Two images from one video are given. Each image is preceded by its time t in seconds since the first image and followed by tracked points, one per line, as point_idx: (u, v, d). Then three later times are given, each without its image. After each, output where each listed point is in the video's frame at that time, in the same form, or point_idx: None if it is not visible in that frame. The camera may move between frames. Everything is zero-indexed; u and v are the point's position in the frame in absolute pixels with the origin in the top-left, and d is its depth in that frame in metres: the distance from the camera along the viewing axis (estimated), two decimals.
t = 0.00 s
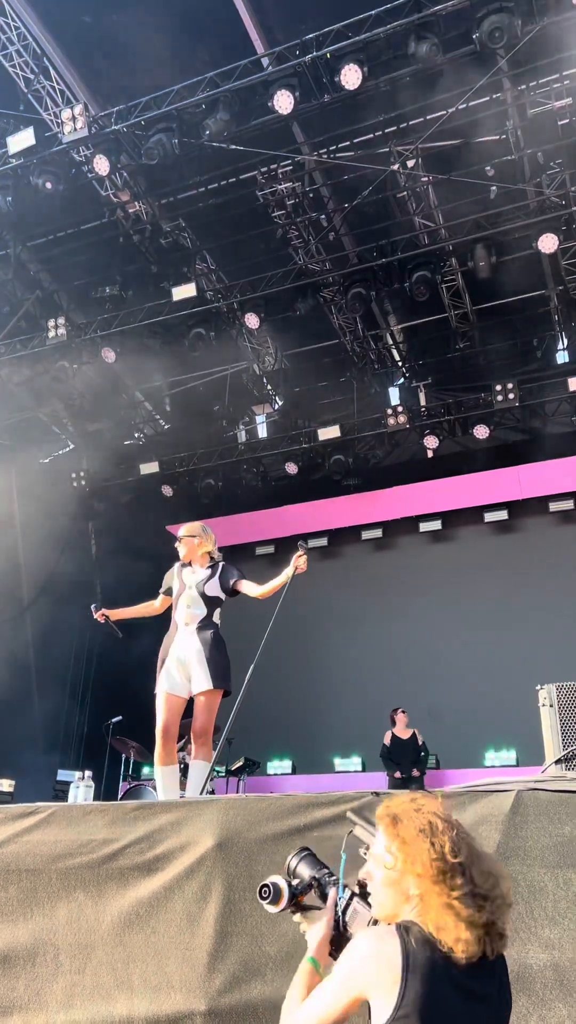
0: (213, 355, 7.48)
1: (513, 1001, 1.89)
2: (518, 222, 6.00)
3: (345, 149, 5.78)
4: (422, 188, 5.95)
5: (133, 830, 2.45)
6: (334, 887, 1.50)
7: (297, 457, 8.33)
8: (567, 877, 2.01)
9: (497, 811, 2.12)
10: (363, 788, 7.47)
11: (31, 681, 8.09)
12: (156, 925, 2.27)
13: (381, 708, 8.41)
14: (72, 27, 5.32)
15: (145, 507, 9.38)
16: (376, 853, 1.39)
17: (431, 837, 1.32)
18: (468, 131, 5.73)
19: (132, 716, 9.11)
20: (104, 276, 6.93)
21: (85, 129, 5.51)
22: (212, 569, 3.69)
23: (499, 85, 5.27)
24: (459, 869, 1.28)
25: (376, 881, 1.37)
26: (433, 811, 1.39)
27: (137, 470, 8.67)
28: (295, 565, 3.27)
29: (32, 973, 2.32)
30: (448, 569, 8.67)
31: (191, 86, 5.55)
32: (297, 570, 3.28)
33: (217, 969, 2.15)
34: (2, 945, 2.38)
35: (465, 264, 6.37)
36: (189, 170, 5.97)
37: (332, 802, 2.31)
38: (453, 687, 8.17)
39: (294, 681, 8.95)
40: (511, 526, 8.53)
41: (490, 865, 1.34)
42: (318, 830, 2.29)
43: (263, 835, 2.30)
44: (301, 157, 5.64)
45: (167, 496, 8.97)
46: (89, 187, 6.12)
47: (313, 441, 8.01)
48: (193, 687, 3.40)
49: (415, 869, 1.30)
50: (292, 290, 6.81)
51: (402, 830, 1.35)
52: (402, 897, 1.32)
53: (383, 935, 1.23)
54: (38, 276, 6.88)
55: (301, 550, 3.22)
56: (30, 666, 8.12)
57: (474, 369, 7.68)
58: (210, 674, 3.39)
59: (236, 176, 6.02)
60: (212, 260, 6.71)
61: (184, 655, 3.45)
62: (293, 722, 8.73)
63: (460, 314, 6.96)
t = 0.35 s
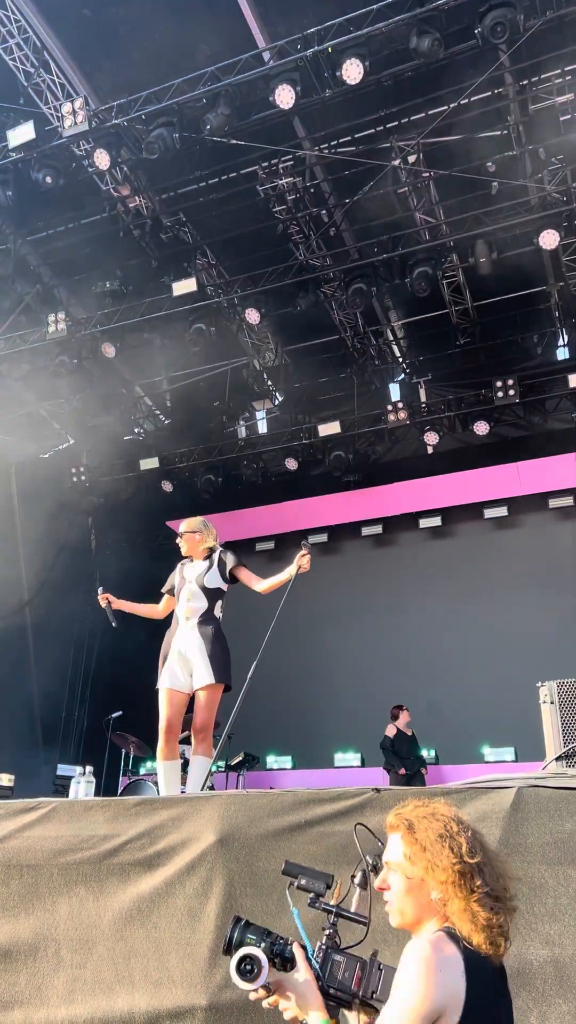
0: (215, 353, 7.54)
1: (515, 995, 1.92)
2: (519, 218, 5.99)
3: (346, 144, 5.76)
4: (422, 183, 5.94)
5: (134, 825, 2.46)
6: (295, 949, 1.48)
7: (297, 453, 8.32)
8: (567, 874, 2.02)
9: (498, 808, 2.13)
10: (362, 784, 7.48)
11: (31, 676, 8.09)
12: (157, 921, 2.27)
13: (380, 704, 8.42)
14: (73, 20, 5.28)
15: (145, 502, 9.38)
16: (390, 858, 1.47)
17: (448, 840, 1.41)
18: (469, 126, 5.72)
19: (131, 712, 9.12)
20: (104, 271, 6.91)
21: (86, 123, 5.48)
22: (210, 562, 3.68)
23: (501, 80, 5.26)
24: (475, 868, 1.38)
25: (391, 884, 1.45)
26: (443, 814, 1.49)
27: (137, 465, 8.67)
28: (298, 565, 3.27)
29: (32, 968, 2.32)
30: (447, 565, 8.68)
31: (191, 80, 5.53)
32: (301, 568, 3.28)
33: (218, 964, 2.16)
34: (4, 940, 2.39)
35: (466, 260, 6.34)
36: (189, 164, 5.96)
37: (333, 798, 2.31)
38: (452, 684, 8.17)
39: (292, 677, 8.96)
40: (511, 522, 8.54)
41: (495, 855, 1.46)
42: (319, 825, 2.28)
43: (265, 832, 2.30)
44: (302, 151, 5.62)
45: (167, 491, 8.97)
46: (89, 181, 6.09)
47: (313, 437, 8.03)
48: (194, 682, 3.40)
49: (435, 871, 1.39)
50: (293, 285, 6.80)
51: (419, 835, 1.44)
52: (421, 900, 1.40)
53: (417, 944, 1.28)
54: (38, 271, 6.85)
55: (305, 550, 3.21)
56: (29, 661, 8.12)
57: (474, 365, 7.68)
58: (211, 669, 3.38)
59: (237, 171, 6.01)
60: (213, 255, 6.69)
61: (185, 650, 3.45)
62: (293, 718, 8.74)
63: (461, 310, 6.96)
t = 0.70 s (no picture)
0: (215, 342, 7.53)
1: (512, 983, 1.93)
2: (521, 206, 5.97)
3: (348, 132, 5.73)
4: (424, 171, 5.91)
5: (135, 813, 2.47)
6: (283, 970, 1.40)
7: (297, 442, 8.33)
8: (566, 862, 2.04)
9: (497, 795, 2.14)
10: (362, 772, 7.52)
11: (32, 664, 8.12)
12: (158, 908, 2.29)
13: (381, 693, 8.44)
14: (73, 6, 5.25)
15: (146, 491, 9.38)
16: (401, 844, 1.46)
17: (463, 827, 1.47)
18: (471, 113, 5.69)
19: (132, 700, 9.15)
20: (104, 259, 6.89)
21: (86, 111, 5.46)
22: (212, 551, 3.69)
23: (503, 67, 5.23)
24: (485, 856, 1.45)
25: (400, 871, 1.43)
26: (451, 805, 1.53)
27: (138, 454, 8.67)
28: (306, 561, 3.26)
29: (34, 955, 2.34)
30: (448, 554, 8.68)
31: (192, 67, 5.51)
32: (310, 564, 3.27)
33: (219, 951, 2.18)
34: (6, 927, 2.41)
35: (467, 249, 6.29)
36: (189, 152, 5.94)
37: (333, 787, 2.32)
38: (452, 673, 8.20)
39: (293, 665, 8.98)
40: (511, 511, 8.54)
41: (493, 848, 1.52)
42: (319, 813, 2.29)
43: (264, 819, 2.31)
44: (303, 139, 5.60)
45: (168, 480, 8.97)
46: (89, 169, 6.07)
47: (314, 426, 8.03)
48: (195, 671, 3.41)
49: (455, 857, 1.42)
50: (293, 274, 6.78)
51: (436, 818, 1.47)
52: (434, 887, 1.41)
53: (441, 929, 1.29)
54: (38, 260, 6.84)
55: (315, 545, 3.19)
56: (31, 650, 8.14)
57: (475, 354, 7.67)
58: (211, 658, 3.40)
59: (237, 158, 5.99)
60: (213, 243, 6.67)
61: (186, 639, 3.46)
62: (293, 707, 8.77)
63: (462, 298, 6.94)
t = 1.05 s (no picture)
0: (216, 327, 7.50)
1: (511, 964, 1.94)
2: (523, 189, 5.92)
3: (349, 114, 5.68)
4: (426, 154, 5.87)
5: (137, 796, 2.48)
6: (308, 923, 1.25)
7: (299, 427, 8.32)
8: (565, 844, 2.06)
9: (497, 779, 2.15)
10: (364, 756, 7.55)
11: (35, 650, 8.14)
12: (160, 890, 2.31)
13: (382, 677, 8.47)
14: None
15: (147, 476, 9.38)
16: (407, 824, 1.47)
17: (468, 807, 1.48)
18: (473, 94, 5.64)
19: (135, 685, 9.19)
20: (104, 242, 6.85)
21: (85, 93, 5.42)
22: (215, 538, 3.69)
23: (506, 47, 5.17)
24: (489, 838, 1.47)
25: (405, 851, 1.45)
26: (453, 788, 1.55)
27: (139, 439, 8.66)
28: (303, 542, 3.28)
29: (37, 936, 2.37)
30: (450, 540, 8.69)
31: (191, 48, 5.45)
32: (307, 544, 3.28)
33: (220, 933, 2.20)
34: (9, 909, 2.43)
35: (469, 232, 6.29)
36: (189, 134, 5.89)
37: (334, 770, 2.33)
38: (453, 657, 8.22)
39: (294, 650, 9.01)
40: (513, 496, 8.53)
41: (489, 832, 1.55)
42: (319, 795, 2.30)
43: (265, 803, 2.32)
44: (303, 122, 5.56)
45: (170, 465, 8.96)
46: (89, 152, 6.03)
47: (316, 411, 8.03)
48: (198, 656, 3.42)
49: (462, 837, 1.44)
50: (294, 258, 6.75)
51: (442, 800, 1.49)
52: (440, 866, 1.42)
53: (455, 907, 1.30)
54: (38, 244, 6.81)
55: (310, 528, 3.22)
56: (33, 635, 8.16)
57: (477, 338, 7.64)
58: (216, 644, 3.41)
59: (237, 141, 5.95)
60: (214, 226, 6.62)
61: (189, 624, 3.47)
62: (295, 691, 8.81)
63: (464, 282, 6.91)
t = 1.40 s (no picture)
0: (212, 301, 7.43)
1: (506, 930, 1.97)
2: (523, 160, 5.86)
3: (347, 84, 5.59)
4: (425, 125, 5.80)
5: (133, 766, 2.49)
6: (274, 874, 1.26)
7: (297, 404, 8.29)
8: (560, 812, 2.07)
9: (493, 748, 2.16)
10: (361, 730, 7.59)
11: (32, 626, 8.14)
12: (156, 859, 2.31)
13: (379, 653, 8.49)
14: None
15: (144, 453, 9.35)
16: (389, 778, 1.50)
17: (452, 765, 1.48)
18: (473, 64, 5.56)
19: (132, 661, 9.21)
20: (99, 216, 6.77)
21: (79, 62, 5.32)
22: (208, 511, 3.67)
23: (506, 15, 5.09)
24: (474, 799, 1.45)
25: (385, 804, 1.48)
26: (448, 751, 1.54)
27: (135, 416, 8.62)
28: (296, 513, 3.26)
29: (35, 904, 2.39)
30: (447, 516, 8.68)
31: (187, 15, 5.36)
32: (300, 515, 3.26)
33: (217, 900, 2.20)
34: (8, 878, 2.45)
35: (468, 205, 6.24)
36: (185, 104, 5.81)
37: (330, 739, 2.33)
38: (450, 633, 8.24)
39: (291, 626, 9.03)
40: (511, 473, 8.51)
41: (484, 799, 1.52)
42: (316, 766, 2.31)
43: (262, 772, 2.33)
44: (301, 93, 5.47)
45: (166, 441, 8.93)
46: (83, 122, 5.94)
47: (313, 387, 8.00)
48: (194, 628, 3.42)
49: (441, 795, 1.44)
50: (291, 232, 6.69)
51: (426, 758, 1.50)
52: (414, 817, 1.43)
53: (444, 869, 1.30)
54: (32, 218, 6.72)
55: (303, 498, 3.20)
56: (31, 611, 8.16)
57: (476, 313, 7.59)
58: (211, 616, 3.40)
59: (234, 112, 5.87)
60: (210, 200, 6.55)
61: (185, 598, 3.46)
62: (291, 666, 8.84)
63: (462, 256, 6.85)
